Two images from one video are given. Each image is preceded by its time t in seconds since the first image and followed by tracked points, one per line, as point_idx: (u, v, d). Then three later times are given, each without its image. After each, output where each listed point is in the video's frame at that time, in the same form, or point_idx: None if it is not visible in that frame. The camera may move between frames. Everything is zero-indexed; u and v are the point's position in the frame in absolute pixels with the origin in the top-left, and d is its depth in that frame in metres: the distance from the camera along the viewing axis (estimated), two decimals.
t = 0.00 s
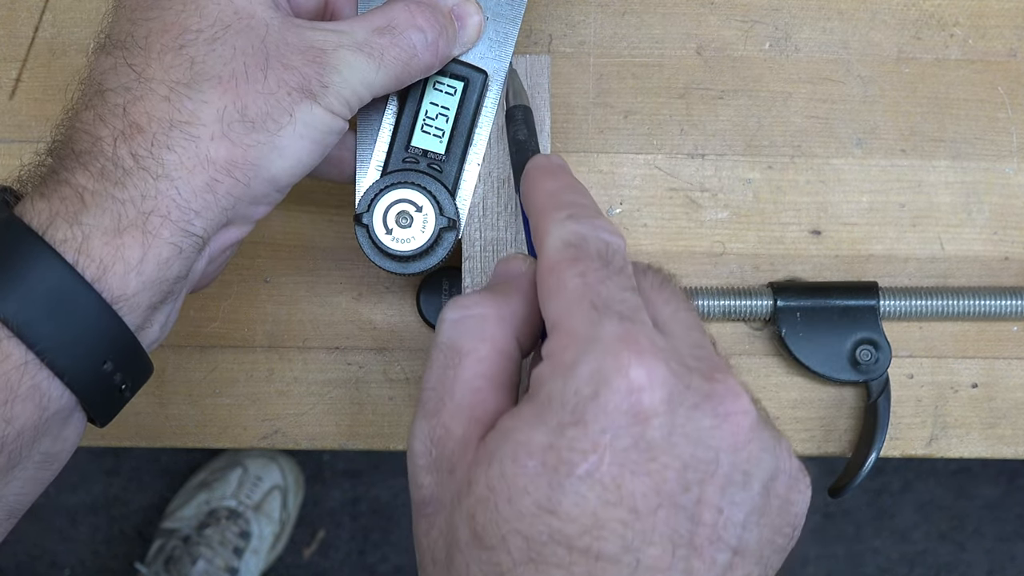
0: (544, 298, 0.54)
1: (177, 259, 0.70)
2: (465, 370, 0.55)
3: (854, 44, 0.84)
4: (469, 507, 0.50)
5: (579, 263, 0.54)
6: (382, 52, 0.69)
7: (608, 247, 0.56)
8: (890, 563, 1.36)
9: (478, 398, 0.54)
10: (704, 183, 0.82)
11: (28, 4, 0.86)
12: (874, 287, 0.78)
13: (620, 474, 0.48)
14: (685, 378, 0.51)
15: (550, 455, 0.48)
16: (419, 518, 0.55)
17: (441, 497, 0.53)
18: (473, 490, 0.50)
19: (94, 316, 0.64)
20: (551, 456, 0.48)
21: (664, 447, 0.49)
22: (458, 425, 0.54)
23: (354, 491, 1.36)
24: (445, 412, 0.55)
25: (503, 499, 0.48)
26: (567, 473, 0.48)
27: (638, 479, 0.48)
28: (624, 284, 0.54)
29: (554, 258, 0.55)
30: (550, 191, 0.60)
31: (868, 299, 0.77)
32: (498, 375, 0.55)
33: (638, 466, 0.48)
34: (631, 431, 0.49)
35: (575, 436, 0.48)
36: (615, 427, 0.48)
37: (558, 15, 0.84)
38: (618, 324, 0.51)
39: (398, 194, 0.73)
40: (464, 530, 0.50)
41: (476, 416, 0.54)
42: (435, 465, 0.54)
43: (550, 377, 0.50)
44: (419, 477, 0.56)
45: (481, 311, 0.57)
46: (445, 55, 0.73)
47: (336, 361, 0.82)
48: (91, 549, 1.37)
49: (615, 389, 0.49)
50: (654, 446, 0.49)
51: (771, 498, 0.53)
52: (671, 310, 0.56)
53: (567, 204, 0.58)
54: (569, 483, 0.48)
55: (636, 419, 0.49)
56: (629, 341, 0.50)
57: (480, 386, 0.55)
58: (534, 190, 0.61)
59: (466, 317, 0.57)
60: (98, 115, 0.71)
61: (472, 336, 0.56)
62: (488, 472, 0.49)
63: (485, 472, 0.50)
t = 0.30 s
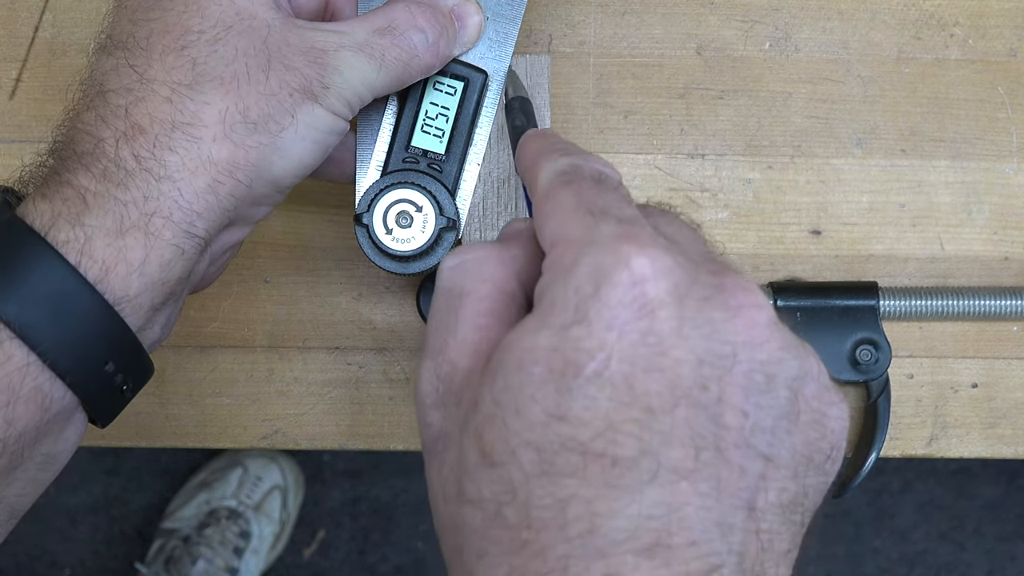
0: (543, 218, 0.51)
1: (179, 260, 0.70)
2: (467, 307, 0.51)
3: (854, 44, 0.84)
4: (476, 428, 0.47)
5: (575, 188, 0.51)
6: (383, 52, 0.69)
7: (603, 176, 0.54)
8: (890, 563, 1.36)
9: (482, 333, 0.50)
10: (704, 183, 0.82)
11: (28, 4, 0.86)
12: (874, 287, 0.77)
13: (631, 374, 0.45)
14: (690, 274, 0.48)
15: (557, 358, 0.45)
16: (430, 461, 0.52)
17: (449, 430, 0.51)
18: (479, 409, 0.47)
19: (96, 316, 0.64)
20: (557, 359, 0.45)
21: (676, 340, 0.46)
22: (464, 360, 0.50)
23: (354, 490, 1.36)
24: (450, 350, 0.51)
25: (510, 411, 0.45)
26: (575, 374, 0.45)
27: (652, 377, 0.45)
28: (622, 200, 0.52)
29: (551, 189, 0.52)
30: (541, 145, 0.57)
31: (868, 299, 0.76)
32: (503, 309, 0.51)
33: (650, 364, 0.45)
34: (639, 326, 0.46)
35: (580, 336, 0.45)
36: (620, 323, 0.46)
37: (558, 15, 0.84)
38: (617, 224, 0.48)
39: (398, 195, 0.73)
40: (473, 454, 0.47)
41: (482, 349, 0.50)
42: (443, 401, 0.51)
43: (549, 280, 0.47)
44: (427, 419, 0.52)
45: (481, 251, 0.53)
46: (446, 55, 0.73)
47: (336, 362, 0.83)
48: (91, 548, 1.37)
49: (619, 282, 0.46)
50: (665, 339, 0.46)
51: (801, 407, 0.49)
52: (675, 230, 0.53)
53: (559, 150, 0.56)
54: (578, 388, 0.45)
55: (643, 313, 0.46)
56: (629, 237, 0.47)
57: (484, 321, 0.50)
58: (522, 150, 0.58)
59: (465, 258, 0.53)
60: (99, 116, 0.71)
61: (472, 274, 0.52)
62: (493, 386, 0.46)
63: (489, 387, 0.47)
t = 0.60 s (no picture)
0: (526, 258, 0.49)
1: (179, 260, 0.70)
2: (454, 354, 0.49)
3: (854, 44, 0.84)
4: (471, 474, 0.44)
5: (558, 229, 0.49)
6: (384, 52, 0.69)
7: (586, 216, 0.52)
8: (889, 563, 1.36)
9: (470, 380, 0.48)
10: (704, 183, 0.82)
11: (28, 4, 0.86)
12: (874, 287, 0.77)
13: (625, 404, 0.42)
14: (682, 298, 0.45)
15: (548, 395, 0.42)
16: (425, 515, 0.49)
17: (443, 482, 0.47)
18: (472, 455, 0.44)
19: (95, 316, 0.64)
20: (549, 397, 0.42)
21: (670, 368, 0.43)
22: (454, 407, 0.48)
23: (354, 491, 1.36)
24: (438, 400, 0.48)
25: (503, 454, 0.42)
26: (569, 410, 0.41)
27: (650, 408, 0.42)
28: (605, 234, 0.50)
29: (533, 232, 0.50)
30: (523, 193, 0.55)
31: (868, 299, 0.77)
32: (491, 353, 0.49)
33: (647, 394, 0.42)
34: (631, 353, 0.43)
35: (570, 369, 0.42)
36: (613, 351, 0.43)
37: (558, 15, 0.84)
38: (603, 254, 0.46)
39: (398, 194, 0.73)
40: (469, 501, 0.44)
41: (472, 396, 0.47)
42: (436, 449, 0.48)
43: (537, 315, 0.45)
44: (419, 468, 0.50)
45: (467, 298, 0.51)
46: (446, 56, 0.73)
47: (336, 361, 0.82)
48: (91, 549, 1.37)
49: (609, 309, 0.43)
50: (657, 368, 0.43)
51: (805, 437, 0.46)
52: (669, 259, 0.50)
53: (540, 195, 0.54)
54: (572, 425, 0.41)
55: (634, 341, 0.43)
56: (617, 264, 0.45)
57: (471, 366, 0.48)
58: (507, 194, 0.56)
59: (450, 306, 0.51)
60: (99, 116, 0.71)
61: (457, 321, 0.50)
62: (485, 430, 0.43)
63: (480, 429, 0.44)
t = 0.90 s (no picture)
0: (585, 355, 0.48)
1: (179, 261, 0.70)
2: (506, 458, 0.48)
3: (854, 44, 0.84)
4: None
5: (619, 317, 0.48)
6: (383, 52, 0.69)
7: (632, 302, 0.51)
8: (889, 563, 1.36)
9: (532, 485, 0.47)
10: (704, 183, 0.82)
11: (28, 4, 0.86)
12: (874, 286, 0.77)
13: (736, 517, 0.38)
14: (781, 403, 0.44)
15: (652, 502, 0.39)
16: None
17: None
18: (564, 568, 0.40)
19: (95, 317, 0.64)
20: (654, 505, 0.39)
21: (775, 478, 0.40)
22: (519, 514, 0.47)
23: (354, 491, 1.36)
24: (499, 508, 0.48)
25: (606, 569, 0.38)
26: (677, 520, 0.38)
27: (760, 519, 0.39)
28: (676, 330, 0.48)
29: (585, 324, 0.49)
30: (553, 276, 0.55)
31: (868, 298, 0.77)
32: (548, 456, 0.48)
33: (754, 503, 0.39)
34: (735, 460, 0.40)
35: (673, 474, 0.39)
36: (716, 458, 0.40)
37: (558, 15, 0.84)
38: (689, 351, 0.45)
39: (398, 194, 0.73)
40: None
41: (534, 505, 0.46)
42: (500, 559, 0.47)
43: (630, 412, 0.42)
44: None
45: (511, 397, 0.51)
46: (445, 55, 0.73)
47: (336, 361, 0.82)
48: (91, 549, 1.37)
49: (711, 414, 0.41)
50: (764, 477, 0.40)
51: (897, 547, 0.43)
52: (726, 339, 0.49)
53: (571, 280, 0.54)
54: (681, 535, 0.38)
55: (739, 444, 0.41)
56: (711, 362, 0.44)
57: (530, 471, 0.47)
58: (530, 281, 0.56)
59: (495, 409, 0.50)
60: (99, 116, 0.71)
61: (509, 426, 0.49)
62: (585, 538, 0.40)
63: (577, 537, 0.40)
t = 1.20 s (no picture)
0: (598, 268, 0.52)
1: (179, 261, 0.70)
2: (517, 346, 0.54)
3: (854, 44, 0.84)
4: (525, 493, 0.49)
5: (637, 233, 0.52)
6: (384, 52, 0.70)
7: (667, 219, 0.54)
8: (889, 563, 1.36)
9: (530, 380, 0.53)
10: (704, 183, 0.82)
11: (28, 4, 0.86)
12: (874, 287, 0.77)
13: (682, 455, 0.46)
14: (751, 354, 0.49)
15: (610, 436, 0.46)
16: (470, 507, 0.55)
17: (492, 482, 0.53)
18: (529, 475, 0.49)
19: (96, 318, 0.64)
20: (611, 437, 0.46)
21: (727, 426, 0.47)
22: (513, 409, 0.53)
23: (354, 491, 1.36)
24: (500, 392, 0.54)
25: (561, 484, 0.47)
26: (628, 454, 0.46)
27: (701, 460, 0.46)
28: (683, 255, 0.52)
29: (610, 228, 0.53)
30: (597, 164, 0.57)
31: (868, 299, 0.76)
32: (549, 355, 0.54)
33: (700, 448, 0.46)
34: (693, 409, 0.47)
35: (633, 414, 0.46)
36: (674, 406, 0.46)
37: (558, 15, 0.84)
38: (682, 293, 0.49)
39: (397, 194, 0.73)
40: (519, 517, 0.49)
41: (529, 400, 0.53)
42: (487, 447, 0.54)
43: (606, 350, 0.48)
44: (472, 460, 0.55)
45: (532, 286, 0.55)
46: (446, 55, 0.73)
47: (336, 361, 0.82)
48: (91, 549, 1.37)
49: (677, 364, 0.46)
50: (717, 423, 0.47)
51: (832, 484, 0.51)
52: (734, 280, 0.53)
53: (614, 173, 0.56)
54: (628, 466, 0.46)
55: (697, 395, 0.47)
56: (692, 312, 0.48)
57: (530, 367, 0.53)
58: (578, 166, 0.58)
59: (516, 297, 0.55)
60: (100, 117, 0.71)
61: (523, 316, 0.55)
62: (546, 457, 0.48)
63: (542, 455, 0.48)
